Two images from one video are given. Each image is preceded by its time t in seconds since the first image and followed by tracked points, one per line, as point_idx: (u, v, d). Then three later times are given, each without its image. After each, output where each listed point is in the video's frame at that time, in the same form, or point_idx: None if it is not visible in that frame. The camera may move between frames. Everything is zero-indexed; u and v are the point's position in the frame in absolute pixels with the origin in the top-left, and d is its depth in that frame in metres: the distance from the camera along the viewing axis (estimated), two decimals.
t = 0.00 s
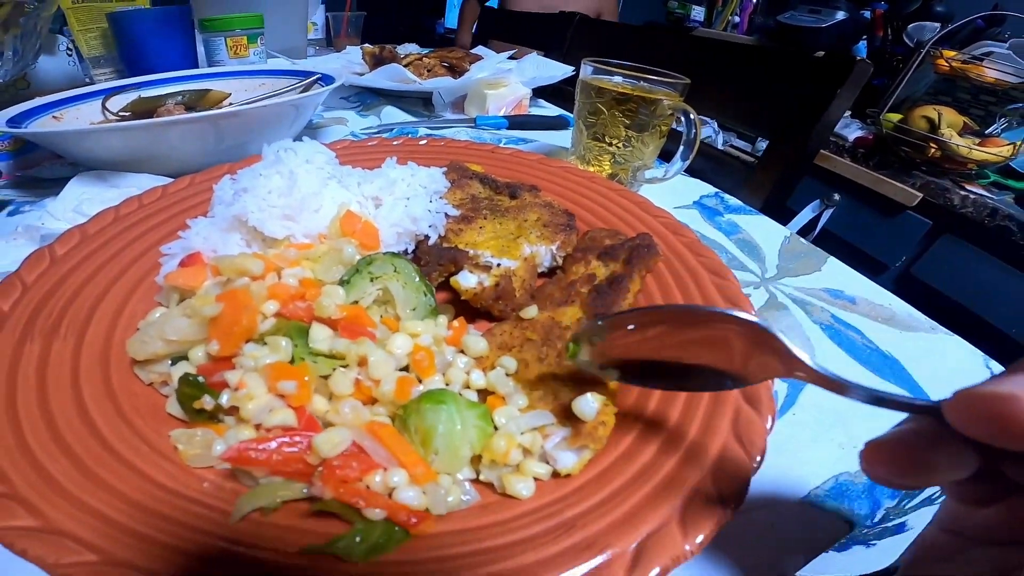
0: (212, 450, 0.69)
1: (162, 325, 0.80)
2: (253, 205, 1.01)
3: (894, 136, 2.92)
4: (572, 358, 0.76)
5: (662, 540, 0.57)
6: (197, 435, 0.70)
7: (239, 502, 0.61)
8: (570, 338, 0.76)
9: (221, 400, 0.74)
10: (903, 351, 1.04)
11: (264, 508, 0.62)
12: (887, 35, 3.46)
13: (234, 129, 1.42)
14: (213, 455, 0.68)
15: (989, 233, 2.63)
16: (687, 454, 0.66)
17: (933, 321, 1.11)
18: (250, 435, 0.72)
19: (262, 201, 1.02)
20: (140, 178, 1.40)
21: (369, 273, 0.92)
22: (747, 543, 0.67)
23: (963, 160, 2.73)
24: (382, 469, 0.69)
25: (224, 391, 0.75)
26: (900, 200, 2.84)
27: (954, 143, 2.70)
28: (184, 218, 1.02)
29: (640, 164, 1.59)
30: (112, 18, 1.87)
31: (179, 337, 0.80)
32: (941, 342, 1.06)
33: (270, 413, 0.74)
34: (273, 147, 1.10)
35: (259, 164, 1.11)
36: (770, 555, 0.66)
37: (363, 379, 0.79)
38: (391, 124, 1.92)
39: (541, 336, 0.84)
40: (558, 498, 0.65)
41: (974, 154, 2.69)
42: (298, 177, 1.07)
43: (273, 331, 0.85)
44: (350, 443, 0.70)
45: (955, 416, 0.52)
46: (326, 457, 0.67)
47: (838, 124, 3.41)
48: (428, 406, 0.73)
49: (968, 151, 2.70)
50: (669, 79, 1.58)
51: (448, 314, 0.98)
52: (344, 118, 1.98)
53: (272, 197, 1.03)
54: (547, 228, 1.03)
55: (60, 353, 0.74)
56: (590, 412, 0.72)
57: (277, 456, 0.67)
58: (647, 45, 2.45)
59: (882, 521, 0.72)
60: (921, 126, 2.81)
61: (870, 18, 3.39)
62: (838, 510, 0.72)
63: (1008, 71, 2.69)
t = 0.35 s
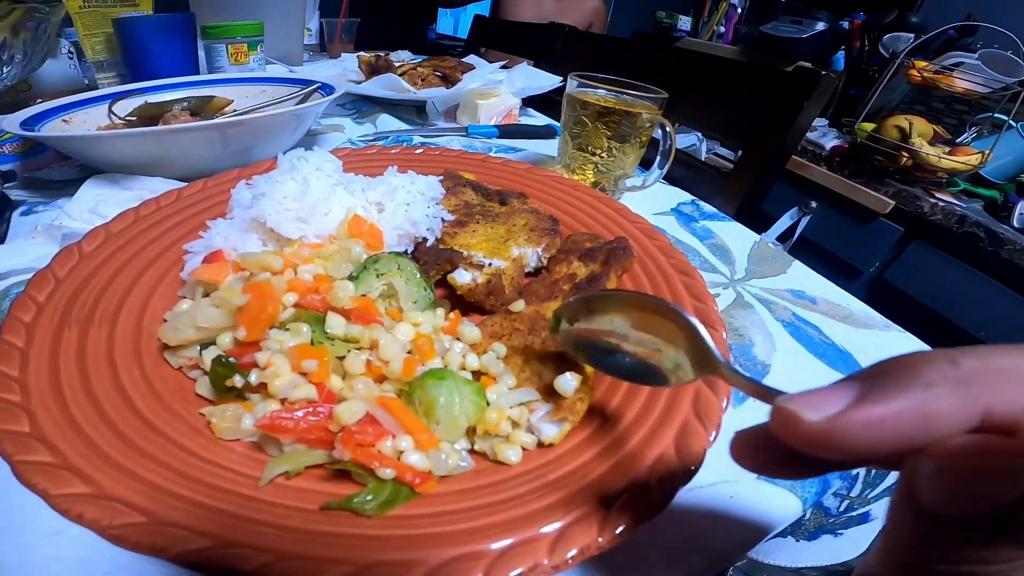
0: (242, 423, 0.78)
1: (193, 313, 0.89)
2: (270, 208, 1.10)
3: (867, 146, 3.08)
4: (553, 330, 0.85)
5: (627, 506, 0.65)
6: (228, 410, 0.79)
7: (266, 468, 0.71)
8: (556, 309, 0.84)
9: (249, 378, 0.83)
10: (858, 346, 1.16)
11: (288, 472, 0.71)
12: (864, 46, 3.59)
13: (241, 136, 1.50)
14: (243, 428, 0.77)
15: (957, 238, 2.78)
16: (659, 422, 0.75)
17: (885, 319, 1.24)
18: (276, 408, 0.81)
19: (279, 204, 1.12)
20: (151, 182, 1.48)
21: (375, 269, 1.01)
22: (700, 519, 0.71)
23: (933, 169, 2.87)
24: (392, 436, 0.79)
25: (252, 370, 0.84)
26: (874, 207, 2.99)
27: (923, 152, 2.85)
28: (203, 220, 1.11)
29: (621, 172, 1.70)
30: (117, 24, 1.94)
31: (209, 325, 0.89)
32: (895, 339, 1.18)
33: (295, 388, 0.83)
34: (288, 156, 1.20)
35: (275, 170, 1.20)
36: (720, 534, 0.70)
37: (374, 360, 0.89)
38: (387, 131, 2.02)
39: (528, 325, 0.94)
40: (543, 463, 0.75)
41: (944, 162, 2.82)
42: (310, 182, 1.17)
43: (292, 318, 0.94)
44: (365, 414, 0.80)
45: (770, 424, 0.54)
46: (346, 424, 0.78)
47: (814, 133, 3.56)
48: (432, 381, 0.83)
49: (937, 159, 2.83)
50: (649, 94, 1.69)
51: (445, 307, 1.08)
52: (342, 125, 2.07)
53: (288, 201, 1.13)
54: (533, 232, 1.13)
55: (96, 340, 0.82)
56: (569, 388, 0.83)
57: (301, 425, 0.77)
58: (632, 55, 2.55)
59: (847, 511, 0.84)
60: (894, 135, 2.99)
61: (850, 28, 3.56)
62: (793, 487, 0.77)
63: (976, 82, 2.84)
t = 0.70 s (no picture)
0: (265, 423, 0.79)
1: (214, 312, 0.89)
2: (289, 208, 1.11)
3: (869, 151, 3.08)
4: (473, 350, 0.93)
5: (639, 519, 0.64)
6: (252, 410, 0.80)
7: (292, 468, 0.71)
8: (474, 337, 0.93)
9: (273, 378, 0.83)
10: (863, 351, 1.16)
11: (313, 473, 0.72)
12: (868, 51, 3.61)
13: (253, 135, 1.51)
14: (267, 428, 0.78)
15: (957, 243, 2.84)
16: (674, 423, 0.78)
17: (889, 325, 1.24)
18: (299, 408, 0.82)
19: (297, 204, 1.13)
20: (164, 179, 1.49)
21: (393, 270, 1.03)
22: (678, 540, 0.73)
23: (933, 176, 2.89)
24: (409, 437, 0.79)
25: (276, 370, 0.85)
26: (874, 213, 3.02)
27: (924, 158, 2.85)
28: (217, 218, 1.12)
29: (629, 176, 1.71)
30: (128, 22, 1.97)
31: (230, 324, 0.90)
32: (898, 344, 1.19)
33: (319, 389, 0.84)
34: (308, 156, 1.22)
35: (294, 170, 1.21)
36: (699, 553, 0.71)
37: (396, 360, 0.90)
38: (395, 132, 2.03)
39: (543, 328, 0.94)
40: (567, 461, 0.75)
41: (944, 168, 2.84)
42: (328, 183, 1.18)
43: (314, 318, 0.95)
44: (383, 415, 0.81)
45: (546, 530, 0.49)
46: (367, 427, 0.78)
47: (817, 138, 3.57)
48: (446, 386, 0.84)
49: (938, 165, 2.84)
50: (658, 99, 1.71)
51: (461, 308, 1.09)
52: (350, 125, 2.08)
53: (306, 201, 1.13)
54: (546, 235, 1.15)
55: (115, 337, 0.82)
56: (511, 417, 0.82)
57: (321, 427, 0.78)
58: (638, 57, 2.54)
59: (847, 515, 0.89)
60: (896, 141, 2.99)
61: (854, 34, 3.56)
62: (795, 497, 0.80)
63: (979, 89, 2.84)
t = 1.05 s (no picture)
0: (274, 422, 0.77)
1: (219, 310, 0.89)
2: (295, 204, 1.10)
3: (864, 155, 3.11)
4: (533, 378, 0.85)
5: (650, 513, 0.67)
6: (260, 409, 0.79)
7: (302, 470, 0.70)
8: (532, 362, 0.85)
9: (282, 377, 0.83)
10: (860, 354, 1.17)
11: (324, 474, 0.71)
12: (865, 56, 3.64)
13: (254, 131, 1.50)
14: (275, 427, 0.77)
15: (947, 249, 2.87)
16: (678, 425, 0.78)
17: (883, 328, 1.25)
18: (307, 407, 0.81)
19: (303, 201, 1.12)
20: (163, 174, 1.47)
21: (400, 269, 1.02)
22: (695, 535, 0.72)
23: (926, 180, 2.91)
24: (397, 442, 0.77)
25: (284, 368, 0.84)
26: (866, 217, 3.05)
27: (917, 163, 2.86)
28: (219, 214, 1.10)
29: (630, 178, 1.72)
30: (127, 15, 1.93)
31: (236, 321, 0.89)
32: (892, 346, 1.20)
33: (328, 388, 0.83)
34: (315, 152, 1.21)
35: (300, 167, 1.21)
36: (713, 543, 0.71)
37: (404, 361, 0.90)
38: (395, 130, 2.02)
39: (551, 327, 0.96)
40: (572, 464, 0.76)
41: (937, 173, 2.86)
42: (336, 180, 1.17)
43: (321, 317, 0.94)
44: (371, 416, 0.79)
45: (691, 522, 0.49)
46: (350, 430, 0.76)
47: (813, 142, 3.60)
48: (442, 393, 0.81)
49: (932, 171, 2.86)
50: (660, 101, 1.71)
51: (467, 308, 1.09)
52: (350, 122, 2.06)
53: (312, 198, 1.13)
54: (550, 234, 1.15)
55: (118, 335, 0.81)
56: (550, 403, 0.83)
57: (307, 430, 0.75)
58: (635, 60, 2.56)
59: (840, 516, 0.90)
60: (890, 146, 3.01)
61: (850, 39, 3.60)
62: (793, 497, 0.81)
63: (973, 95, 2.89)
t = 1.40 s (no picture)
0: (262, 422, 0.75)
1: (209, 308, 0.87)
2: (288, 200, 1.09)
3: (863, 154, 3.10)
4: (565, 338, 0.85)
5: (657, 506, 0.65)
6: (249, 409, 0.77)
7: (291, 473, 0.69)
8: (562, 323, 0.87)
9: (272, 377, 0.81)
10: (861, 355, 1.15)
11: (315, 477, 0.69)
12: (865, 54, 3.63)
13: (249, 126, 1.47)
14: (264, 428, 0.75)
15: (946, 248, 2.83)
16: (678, 428, 0.76)
17: (884, 327, 1.24)
18: (298, 408, 0.79)
19: (297, 196, 1.10)
20: (155, 170, 1.45)
21: (395, 266, 1.00)
22: (718, 522, 0.75)
23: (926, 178, 2.89)
24: (392, 443, 0.75)
25: (274, 368, 0.82)
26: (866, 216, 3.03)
27: (917, 162, 2.85)
28: (211, 210, 1.08)
29: (630, 175, 1.70)
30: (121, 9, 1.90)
31: (226, 320, 0.87)
32: (893, 347, 1.18)
33: (319, 389, 0.81)
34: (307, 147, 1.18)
35: (293, 162, 1.19)
36: (717, 544, 0.73)
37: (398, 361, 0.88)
38: (392, 126, 2.00)
39: (557, 317, 0.95)
40: (570, 468, 0.74)
41: (937, 172, 2.84)
42: (328, 176, 1.15)
43: (313, 315, 0.92)
44: (364, 417, 0.77)
45: (829, 422, 0.52)
46: (342, 431, 0.74)
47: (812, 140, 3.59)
48: (438, 394, 0.79)
49: (931, 169, 2.85)
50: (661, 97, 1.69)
51: (465, 306, 1.07)
52: (346, 118, 2.04)
53: (306, 193, 1.11)
54: (549, 228, 1.13)
55: (105, 333, 0.79)
56: (553, 370, 0.87)
57: (298, 433, 0.73)
58: (633, 56, 2.55)
59: (841, 515, 0.88)
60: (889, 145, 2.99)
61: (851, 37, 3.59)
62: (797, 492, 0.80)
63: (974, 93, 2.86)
